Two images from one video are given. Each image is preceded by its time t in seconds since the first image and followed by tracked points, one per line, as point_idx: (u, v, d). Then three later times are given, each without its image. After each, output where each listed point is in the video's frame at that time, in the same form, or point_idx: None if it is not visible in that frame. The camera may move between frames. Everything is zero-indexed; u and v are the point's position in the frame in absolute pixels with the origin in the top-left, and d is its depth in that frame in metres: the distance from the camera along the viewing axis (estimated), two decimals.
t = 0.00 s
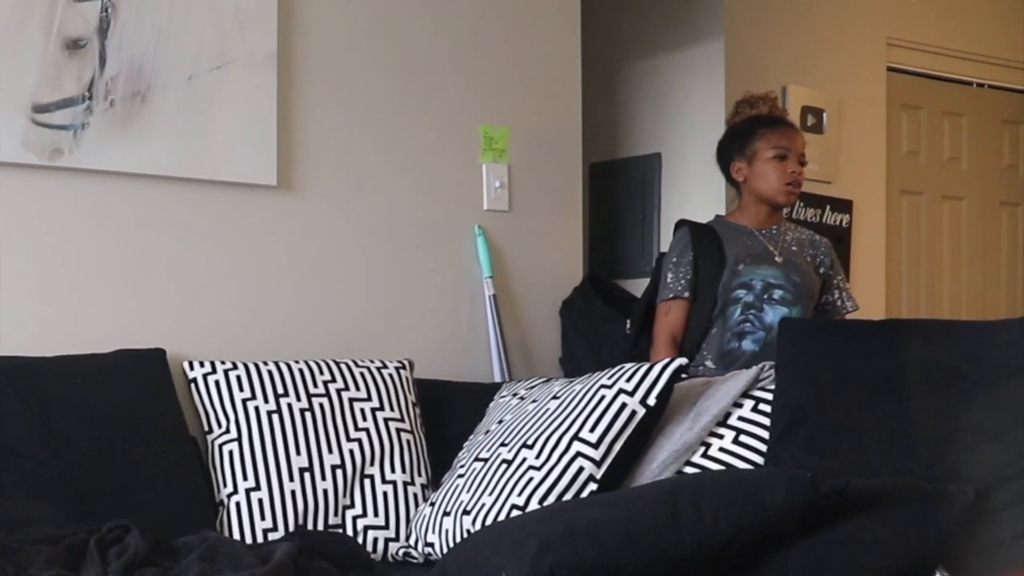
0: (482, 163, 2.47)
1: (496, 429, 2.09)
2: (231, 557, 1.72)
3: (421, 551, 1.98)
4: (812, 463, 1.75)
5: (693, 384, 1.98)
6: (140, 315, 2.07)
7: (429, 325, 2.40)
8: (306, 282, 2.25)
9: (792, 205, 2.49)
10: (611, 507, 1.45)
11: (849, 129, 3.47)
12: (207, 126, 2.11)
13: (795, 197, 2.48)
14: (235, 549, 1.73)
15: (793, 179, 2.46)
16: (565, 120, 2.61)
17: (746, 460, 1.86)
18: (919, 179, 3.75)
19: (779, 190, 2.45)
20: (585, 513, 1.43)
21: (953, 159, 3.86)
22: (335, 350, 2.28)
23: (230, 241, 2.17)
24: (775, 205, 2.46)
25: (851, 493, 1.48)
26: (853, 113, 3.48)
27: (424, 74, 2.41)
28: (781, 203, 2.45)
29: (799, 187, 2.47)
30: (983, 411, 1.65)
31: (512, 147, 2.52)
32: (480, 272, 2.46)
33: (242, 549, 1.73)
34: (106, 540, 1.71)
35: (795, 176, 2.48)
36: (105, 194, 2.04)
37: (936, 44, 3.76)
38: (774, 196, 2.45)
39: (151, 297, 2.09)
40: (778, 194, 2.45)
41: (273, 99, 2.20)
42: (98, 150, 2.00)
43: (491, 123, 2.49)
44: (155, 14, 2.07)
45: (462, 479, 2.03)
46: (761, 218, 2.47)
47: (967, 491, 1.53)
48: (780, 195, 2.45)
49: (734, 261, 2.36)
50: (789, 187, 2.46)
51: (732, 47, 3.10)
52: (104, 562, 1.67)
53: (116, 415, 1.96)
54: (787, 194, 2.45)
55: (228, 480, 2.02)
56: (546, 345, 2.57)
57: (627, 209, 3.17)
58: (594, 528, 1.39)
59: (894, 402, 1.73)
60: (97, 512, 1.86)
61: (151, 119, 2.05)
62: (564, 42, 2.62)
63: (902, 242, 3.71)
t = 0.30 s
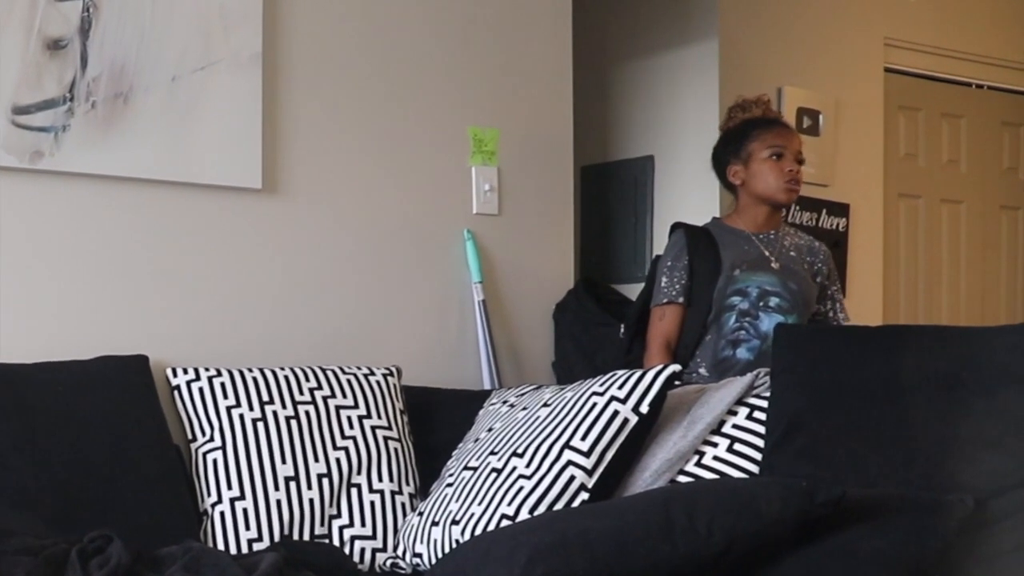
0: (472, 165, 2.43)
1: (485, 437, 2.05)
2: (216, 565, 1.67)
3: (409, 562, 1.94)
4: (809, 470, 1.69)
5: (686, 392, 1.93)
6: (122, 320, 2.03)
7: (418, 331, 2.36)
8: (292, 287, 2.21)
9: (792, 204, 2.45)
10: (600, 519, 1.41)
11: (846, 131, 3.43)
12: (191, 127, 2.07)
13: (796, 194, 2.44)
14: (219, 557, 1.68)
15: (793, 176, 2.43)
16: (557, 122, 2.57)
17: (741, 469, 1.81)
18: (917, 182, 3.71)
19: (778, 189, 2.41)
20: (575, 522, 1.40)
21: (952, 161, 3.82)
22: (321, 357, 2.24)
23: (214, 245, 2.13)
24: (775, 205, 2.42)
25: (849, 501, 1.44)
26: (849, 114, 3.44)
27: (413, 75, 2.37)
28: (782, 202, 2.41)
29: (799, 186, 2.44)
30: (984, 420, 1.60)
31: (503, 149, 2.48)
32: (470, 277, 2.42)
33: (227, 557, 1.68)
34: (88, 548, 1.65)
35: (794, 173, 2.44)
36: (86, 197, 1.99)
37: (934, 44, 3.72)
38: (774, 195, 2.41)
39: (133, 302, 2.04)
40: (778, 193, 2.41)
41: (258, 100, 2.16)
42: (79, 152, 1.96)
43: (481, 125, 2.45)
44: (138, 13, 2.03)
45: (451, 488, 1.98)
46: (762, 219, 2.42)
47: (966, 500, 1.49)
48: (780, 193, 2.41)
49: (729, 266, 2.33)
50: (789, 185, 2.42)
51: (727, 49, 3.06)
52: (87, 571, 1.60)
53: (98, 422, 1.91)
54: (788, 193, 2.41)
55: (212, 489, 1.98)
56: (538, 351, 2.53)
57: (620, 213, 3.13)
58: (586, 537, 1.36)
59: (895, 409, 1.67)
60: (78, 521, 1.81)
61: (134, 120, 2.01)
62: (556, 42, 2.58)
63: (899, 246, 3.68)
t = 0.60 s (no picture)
0: (461, 168, 2.39)
1: (474, 446, 2.01)
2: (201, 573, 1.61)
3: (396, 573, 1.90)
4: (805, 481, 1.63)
5: (679, 399, 1.88)
6: (103, 327, 1.99)
7: (406, 336, 2.32)
8: (277, 292, 2.17)
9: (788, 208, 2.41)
10: (589, 530, 1.36)
11: (842, 133, 3.39)
12: (174, 130, 2.03)
13: (792, 197, 2.40)
14: (202, 565, 1.63)
15: (788, 178, 2.39)
16: (547, 125, 2.53)
17: (735, 478, 1.76)
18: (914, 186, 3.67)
19: (775, 193, 2.37)
20: (563, 534, 1.36)
21: (951, 164, 3.77)
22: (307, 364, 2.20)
23: (198, 250, 2.09)
24: (772, 209, 2.38)
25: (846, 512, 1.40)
26: (846, 116, 3.40)
27: (400, 76, 2.33)
28: (779, 206, 2.37)
29: (797, 187, 2.39)
30: (982, 428, 1.54)
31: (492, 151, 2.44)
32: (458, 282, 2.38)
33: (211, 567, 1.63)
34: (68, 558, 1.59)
35: (790, 176, 2.39)
36: (67, 200, 1.95)
37: (932, 45, 3.68)
38: (772, 199, 2.37)
39: (115, 308, 2.00)
40: (775, 197, 2.37)
41: (242, 102, 2.12)
42: (60, 155, 1.92)
43: (470, 128, 2.41)
44: (120, 13, 1.99)
45: (439, 498, 1.94)
46: (758, 225, 2.39)
47: (965, 509, 1.44)
48: (776, 198, 2.37)
49: (723, 271, 2.29)
50: (786, 188, 2.38)
51: (721, 50, 3.02)
52: None
53: (78, 429, 1.87)
54: (785, 197, 2.37)
55: (196, 499, 1.94)
56: (527, 357, 2.49)
57: (611, 218, 3.10)
58: (576, 548, 1.32)
59: (892, 418, 1.62)
60: (57, 532, 1.76)
61: (116, 123, 1.97)
62: (546, 43, 2.54)
63: (896, 250, 3.64)
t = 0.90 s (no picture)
0: (450, 171, 2.35)
1: (462, 455, 1.97)
2: None
3: None
4: (801, 489, 1.58)
5: (672, 407, 1.82)
6: (84, 334, 1.95)
7: (394, 343, 2.28)
8: (262, 298, 2.13)
9: (782, 207, 2.38)
10: (579, 539, 1.31)
11: (839, 135, 3.35)
12: (156, 132, 1.99)
13: (787, 196, 2.36)
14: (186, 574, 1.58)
15: (781, 177, 2.35)
16: (537, 128, 2.49)
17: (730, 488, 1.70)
18: (911, 189, 3.63)
19: (768, 193, 2.33)
20: (555, 544, 1.31)
21: (949, 167, 3.73)
22: (292, 371, 2.16)
23: (182, 254, 2.05)
24: (765, 210, 2.34)
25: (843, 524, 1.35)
26: (842, 118, 3.36)
27: (387, 78, 2.29)
28: (772, 207, 2.34)
29: (790, 187, 2.36)
30: (980, 437, 1.50)
31: (480, 154, 2.40)
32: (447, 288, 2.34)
33: None
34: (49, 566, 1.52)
35: (783, 173, 2.36)
36: (46, 204, 1.91)
37: (929, 46, 3.64)
38: (765, 199, 2.33)
39: (97, 314, 1.96)
40: (768, 197, 2.33)
41: (226, 104, 2.08)
42: (39, 157, 1.88)
43: (458, 129, 2.37)
44: (100, 13, 1.95)
45: (427, 508, 1.90)
46: (753, 227, 2.35)
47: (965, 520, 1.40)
48: (770, 197, 2.33)
49: (717, 276, 2.26)
50: (779, 188, 2.34)
51: (715, 51, 2.98)
52: None
53: (58, 437, 1.82)
54: (780, 195, 2.34)
55: (179, 509, 1.90)
56: (516, 363, 2.45)
57: (603, 221, 3.05)
58: (567, 561, 1.27)
59: (888, 426, 1.57)
60: (37, 542, 1.71)
61: (97, 125, 1.93)
62: (534, 42, 2.49)
63: (894, 255, 3.60)
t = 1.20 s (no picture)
0: (438, 174, 2.31)
1: (451, 463, 1.92)
2: None
3: None
4: (794, 501, 1.54)
5: (664, 415, 1.77)
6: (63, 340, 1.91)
7: (381, 349, 2.24)
8: (246, 304, 2.09)
9: (775, 213, 2.33)
10: (570, 549, 1.26)
11: (835, 137, 3.31)
12: (137, 135, 1.95)
13: (779, 203, 2.31)
14: None
15: (774, 183, 2.31)
16: (527, 131, 2.45)
17: (724, 499, 1.65)
18: (909, 193, 3.59)
19: (760, 199, 2.29)
20: (541, 556, 1.26)
21: (948, 169, 3.69)
22: (277, 379, 2.12)
23: (164, 258, 2.00)
24: (758, 215, 2.30)
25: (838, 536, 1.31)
26: (839, 120, 3.32)
27: (374, 79, 2.25)
28: (764, 212, 2.29)
29: (783, 192, 2.31)
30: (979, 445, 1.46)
31: (469, 157, 2.36)
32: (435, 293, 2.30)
33: None
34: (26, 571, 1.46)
35: (776, 182, 2.31)
36: (24, 207, 1.87)
37: (927, 47, 3.60)
38: (756, 206, 2.29)
39: (77, 319, 1.92)
40: (760, 203, 2.29)
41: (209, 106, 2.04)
42: (18, 159, 1.84)
43: (446, 132, 2.33)
44: (80, 12, 1.91)
45: (414, 518, 1.85)
46: (742, 233, 2.31)
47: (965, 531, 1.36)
48: (761, 203, 2.29)
49: (710, 282, 2.22)
50: (771, 194, 2.30)
51: (709, 52, 2.94)
52: None
53: (37, 445, 1.78)
54: (771, 202, 2.29)
55: (161, 519, 1.85)
56: (506, 371, 2.41)
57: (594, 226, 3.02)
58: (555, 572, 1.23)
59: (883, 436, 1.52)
60: (14, 550, 1.66)
61: (78, 126, 1.89)
62: (525, 43, 2.45)
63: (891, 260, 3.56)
